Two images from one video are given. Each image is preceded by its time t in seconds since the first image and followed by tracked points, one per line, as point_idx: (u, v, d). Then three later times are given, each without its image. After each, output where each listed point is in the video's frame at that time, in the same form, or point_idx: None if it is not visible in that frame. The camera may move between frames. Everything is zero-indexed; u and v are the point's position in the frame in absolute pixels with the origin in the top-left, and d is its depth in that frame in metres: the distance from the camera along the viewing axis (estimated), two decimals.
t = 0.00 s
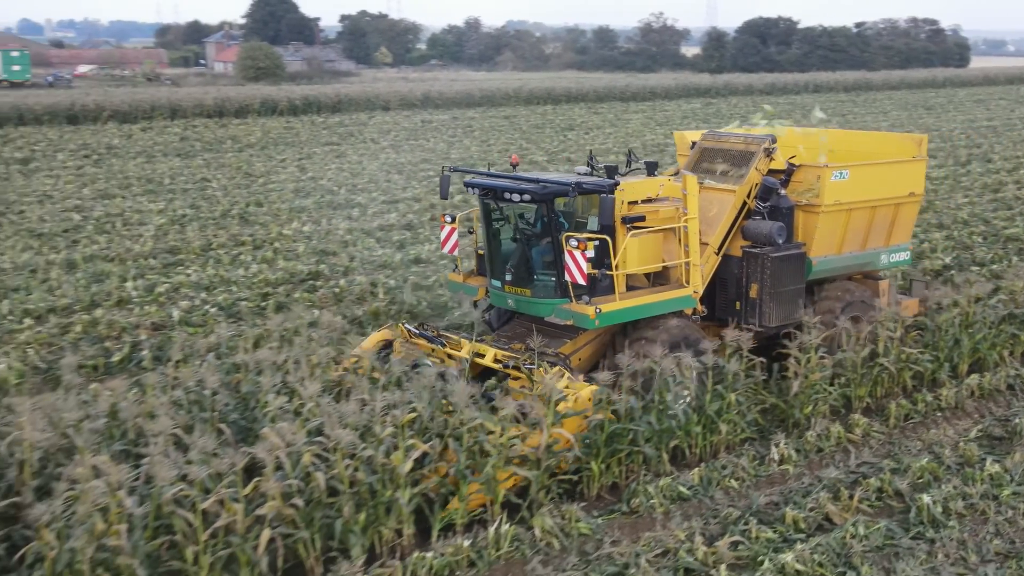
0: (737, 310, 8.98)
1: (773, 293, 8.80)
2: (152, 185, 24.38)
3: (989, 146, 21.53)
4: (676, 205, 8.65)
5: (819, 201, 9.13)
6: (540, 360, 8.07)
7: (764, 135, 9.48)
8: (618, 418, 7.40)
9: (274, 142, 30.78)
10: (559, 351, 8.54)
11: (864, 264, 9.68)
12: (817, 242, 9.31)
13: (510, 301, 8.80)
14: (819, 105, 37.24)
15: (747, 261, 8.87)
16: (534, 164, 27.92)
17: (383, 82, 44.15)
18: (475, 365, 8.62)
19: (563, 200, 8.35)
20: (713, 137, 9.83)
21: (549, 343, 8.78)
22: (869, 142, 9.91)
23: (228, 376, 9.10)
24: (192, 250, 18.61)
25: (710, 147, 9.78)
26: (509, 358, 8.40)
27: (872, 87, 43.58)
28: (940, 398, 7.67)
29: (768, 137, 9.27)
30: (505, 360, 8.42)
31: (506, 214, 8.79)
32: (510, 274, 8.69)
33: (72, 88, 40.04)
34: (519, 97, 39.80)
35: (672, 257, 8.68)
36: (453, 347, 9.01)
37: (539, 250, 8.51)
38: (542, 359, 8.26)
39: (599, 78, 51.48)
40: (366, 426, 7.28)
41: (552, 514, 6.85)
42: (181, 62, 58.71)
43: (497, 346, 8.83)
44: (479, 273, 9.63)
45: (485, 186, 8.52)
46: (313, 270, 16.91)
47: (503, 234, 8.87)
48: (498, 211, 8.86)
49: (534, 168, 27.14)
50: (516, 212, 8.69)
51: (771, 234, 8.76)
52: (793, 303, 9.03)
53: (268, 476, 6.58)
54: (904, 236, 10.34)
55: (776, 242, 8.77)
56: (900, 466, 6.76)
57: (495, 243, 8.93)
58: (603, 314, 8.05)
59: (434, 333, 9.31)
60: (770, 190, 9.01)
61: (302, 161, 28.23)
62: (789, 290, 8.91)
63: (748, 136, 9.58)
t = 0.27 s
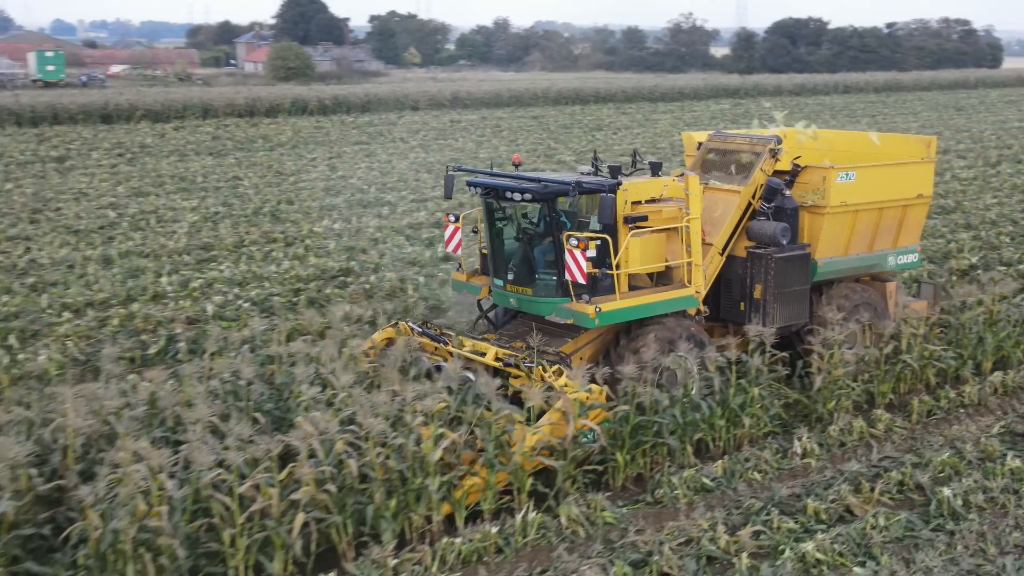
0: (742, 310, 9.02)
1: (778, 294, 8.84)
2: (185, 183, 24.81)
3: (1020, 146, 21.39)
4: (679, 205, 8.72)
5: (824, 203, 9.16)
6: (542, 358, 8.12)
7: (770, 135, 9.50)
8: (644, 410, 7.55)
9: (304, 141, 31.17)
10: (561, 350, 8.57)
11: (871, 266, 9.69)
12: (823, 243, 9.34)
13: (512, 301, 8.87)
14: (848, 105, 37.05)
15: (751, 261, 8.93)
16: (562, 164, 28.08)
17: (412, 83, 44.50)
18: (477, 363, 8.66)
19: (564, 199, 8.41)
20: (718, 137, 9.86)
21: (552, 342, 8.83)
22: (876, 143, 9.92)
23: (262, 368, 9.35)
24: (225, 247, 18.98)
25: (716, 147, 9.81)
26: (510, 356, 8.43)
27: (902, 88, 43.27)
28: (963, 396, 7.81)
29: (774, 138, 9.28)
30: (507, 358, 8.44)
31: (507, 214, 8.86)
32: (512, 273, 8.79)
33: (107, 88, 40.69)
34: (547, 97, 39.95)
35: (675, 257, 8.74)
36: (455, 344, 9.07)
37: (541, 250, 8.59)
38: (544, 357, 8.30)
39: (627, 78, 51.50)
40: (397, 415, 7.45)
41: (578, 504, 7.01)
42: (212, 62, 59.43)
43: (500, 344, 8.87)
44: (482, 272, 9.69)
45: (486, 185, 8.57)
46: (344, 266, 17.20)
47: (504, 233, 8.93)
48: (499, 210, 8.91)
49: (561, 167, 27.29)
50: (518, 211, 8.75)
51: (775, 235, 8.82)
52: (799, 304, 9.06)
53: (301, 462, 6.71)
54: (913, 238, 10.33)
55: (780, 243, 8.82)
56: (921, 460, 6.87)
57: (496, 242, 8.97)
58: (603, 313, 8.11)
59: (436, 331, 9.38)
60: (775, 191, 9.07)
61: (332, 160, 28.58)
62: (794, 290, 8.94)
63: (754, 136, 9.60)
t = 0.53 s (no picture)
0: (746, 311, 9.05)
1: (781, 295, 8.85)
2: (213, 182, 25.19)
3: None
4: (682, 206, 8.71)
5: (829, 203, 9.11)
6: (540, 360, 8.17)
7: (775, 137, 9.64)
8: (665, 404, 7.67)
9: (330, 141, 31.51)
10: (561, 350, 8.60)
11: (877, 267, 9.64)
12: (828, 244, 9.29)
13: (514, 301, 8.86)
14: (874, 106, 36.86)
15: (755, 263, 8.96)
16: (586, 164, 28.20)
17: (437, 83, 44.78)
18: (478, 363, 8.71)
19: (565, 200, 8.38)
20: (724, 139, 9.96)
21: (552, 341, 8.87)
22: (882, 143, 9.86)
23: (291, 360, 9.57)
24: (253, 244, 19.28)
25: (721, 149, 9.92)
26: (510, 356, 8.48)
27: (929, 88, 42.96)
28: (984, 394, 7.93)
29: (778, 139, 9.42)
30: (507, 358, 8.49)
31: (510, 214, 8.83)
32: (514, 274, 8.75)
33: (137, 88, 41.25)
34: (571, 98, 40.06)
35: (677, 258, 8.73)
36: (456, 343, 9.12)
37: (543, 250, 8.56)
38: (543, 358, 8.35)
39: (652, 78, 51.49)
40: (423, 407, 7.61)
41: (601, 496, 7.16)
42: (238, 62, 60.01)
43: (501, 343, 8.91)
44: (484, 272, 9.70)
45: (488, 186, 8.57)
46: (370, 263, 17.44)
47: (507, 234, 8.90)
48: (502, 211, 8.88)
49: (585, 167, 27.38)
50: (521, 212, 8.71)
51: (779, 236, 8.84)
52: (801, 305, 9.07)
53: (330, 452, 6.84)
54: (920, 238, 10.26)
55: (784, 244, 8.84)
56: (940, 455, 6.97)
57: (499, 242, 8.95)
58: (603, 314, 8.12)
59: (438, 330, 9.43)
60: (779, 192, 9.07)
61: (358, 160, 28.87)
62: (798, 292, 8.96)
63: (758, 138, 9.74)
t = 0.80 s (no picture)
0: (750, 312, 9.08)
1: (785, 296, 8.86)
2: (245, 180, 25.60)
3: None
4: (685, 206, 8.61)
5: (834, 205, 9.08)
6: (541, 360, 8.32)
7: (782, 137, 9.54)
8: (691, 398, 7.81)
9: (361, 141, 31.85)
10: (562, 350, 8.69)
11: (883, 269, 9.63)
12: (833, 245, 9.28)
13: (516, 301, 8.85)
14: (906, 107, 36.61)
15: (759, 264, 8.96)
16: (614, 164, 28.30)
17: (466, 83, 45.07)
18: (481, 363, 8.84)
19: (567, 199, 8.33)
20: (730, 138, 9.89)
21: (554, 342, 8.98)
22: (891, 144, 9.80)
23: (322, 354, 9.77)
24: (285, 241, 19.60)
25: (727, 148, 9.85)
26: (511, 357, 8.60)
27: (962, 89, 42.57)
28: (1009, 392, 8.05)
29: (785, 140, 9.31)
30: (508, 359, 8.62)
31: (513, 214, 8.80)
32: (516, 274, 8.72)
33: (171, 88, 41.86)
34: (600, 98, 40.14)
35: (680, 259, 8.64)
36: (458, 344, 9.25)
37: (545, 250, 8.53)
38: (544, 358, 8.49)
39: (681, 78, 51.42)
40: (452, 398, 7.79)
41: (626, 487, 7.31)
42: (269, 62, 60.66)
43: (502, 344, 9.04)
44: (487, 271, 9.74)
45: (490, 185, 8.55)
46: (400, 261, 17.70)
47: (511, 234, 8.89)
48: (506, 210, 8.86)
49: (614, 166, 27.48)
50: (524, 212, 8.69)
51: (783, 237, 8.82)
52: (806, 306, 9.09)
53: (362, 441, 6.98)
54: (929, 240, 10.21)
55: (788, 245, 8.81)
56: (963, 451, 7.07)
57: (503, 242, 8.94)
58: (604, 315, 8.07)
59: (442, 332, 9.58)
60: (783, 193, 9.02)
61: (388, 159, 29.17)
62: (802, 293, 8.97)
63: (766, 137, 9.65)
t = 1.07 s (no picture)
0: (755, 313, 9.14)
1: (790, 297, 8.90)
2: (276, 179, 25.98)
3: None
4: (688, 207, 8.75)
5: (841, 206, 9.12)
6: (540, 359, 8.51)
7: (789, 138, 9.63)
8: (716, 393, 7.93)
9: (390, 140, 32.14)
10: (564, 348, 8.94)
11: (891, 271, 9.65)
12: (840, 247, 9.32)
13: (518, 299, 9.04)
14: (938, 108, 36.28)
15: (764, 265, 9.02)
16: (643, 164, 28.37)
17: (495, 83, 45.25)
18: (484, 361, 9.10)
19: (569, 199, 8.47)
20: (737, 139, 9.98)
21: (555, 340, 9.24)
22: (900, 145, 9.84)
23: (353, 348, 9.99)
24: (316, 239, 19.91)
25: (734, 150, 9.94)
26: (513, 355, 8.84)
27: (995, 90, 42.09)
28: None
29: (792, 140, 9.40)
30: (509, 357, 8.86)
31: (516, 213, 8.93)
32: (518, 272, 8.90)
33: (204, 88, 42.41)
34: (628, 98, 40.14)
35: (683, 259, 8.80)
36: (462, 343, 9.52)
37: (547, 249, 8.68)
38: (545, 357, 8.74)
39: (710, 79, 51.24)
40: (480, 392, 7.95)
41: (652, 480, 7.43)
42: (299, 62, 61.19)
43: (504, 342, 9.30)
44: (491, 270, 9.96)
45: (492, 184, 8.68)
46: (430, 259, 17.93)
47: (513, 232, 9.03)
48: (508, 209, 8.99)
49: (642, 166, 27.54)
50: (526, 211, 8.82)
51: (788, 238, 8.91)
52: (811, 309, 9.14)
53: (393, 431, 7.17)
54: (937, 242, 10.23)
55: (793, 246, 8.90)
56: (987, 448, 7.16)
57: (506, 240, 9.08)
58: (604, 314, 8.23)
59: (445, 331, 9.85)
60: (789, 195, 9.12)
61: (417, 159, 29.43)
62: (807, 295, 9.01)
63: (772, 138, 9.75)
